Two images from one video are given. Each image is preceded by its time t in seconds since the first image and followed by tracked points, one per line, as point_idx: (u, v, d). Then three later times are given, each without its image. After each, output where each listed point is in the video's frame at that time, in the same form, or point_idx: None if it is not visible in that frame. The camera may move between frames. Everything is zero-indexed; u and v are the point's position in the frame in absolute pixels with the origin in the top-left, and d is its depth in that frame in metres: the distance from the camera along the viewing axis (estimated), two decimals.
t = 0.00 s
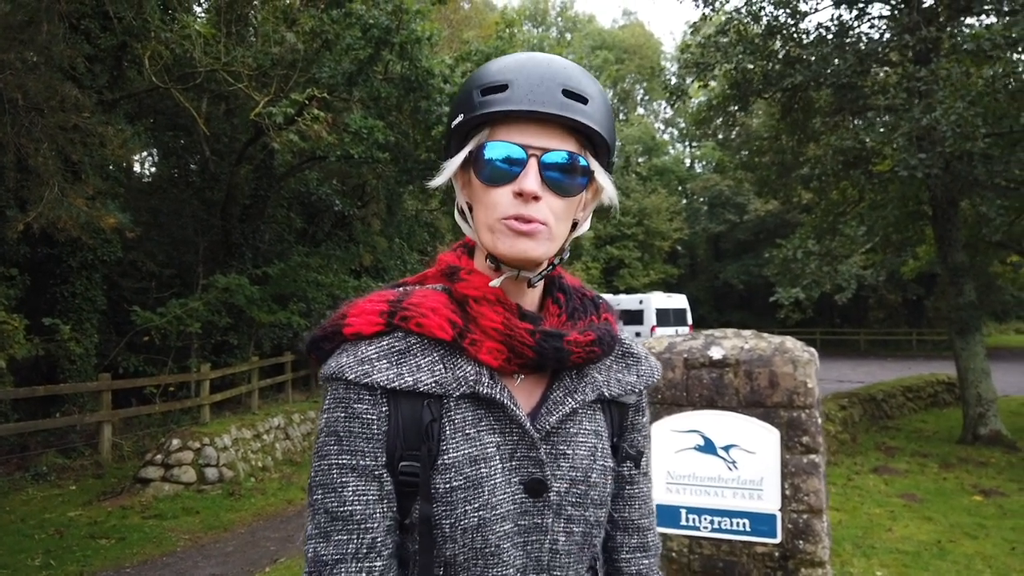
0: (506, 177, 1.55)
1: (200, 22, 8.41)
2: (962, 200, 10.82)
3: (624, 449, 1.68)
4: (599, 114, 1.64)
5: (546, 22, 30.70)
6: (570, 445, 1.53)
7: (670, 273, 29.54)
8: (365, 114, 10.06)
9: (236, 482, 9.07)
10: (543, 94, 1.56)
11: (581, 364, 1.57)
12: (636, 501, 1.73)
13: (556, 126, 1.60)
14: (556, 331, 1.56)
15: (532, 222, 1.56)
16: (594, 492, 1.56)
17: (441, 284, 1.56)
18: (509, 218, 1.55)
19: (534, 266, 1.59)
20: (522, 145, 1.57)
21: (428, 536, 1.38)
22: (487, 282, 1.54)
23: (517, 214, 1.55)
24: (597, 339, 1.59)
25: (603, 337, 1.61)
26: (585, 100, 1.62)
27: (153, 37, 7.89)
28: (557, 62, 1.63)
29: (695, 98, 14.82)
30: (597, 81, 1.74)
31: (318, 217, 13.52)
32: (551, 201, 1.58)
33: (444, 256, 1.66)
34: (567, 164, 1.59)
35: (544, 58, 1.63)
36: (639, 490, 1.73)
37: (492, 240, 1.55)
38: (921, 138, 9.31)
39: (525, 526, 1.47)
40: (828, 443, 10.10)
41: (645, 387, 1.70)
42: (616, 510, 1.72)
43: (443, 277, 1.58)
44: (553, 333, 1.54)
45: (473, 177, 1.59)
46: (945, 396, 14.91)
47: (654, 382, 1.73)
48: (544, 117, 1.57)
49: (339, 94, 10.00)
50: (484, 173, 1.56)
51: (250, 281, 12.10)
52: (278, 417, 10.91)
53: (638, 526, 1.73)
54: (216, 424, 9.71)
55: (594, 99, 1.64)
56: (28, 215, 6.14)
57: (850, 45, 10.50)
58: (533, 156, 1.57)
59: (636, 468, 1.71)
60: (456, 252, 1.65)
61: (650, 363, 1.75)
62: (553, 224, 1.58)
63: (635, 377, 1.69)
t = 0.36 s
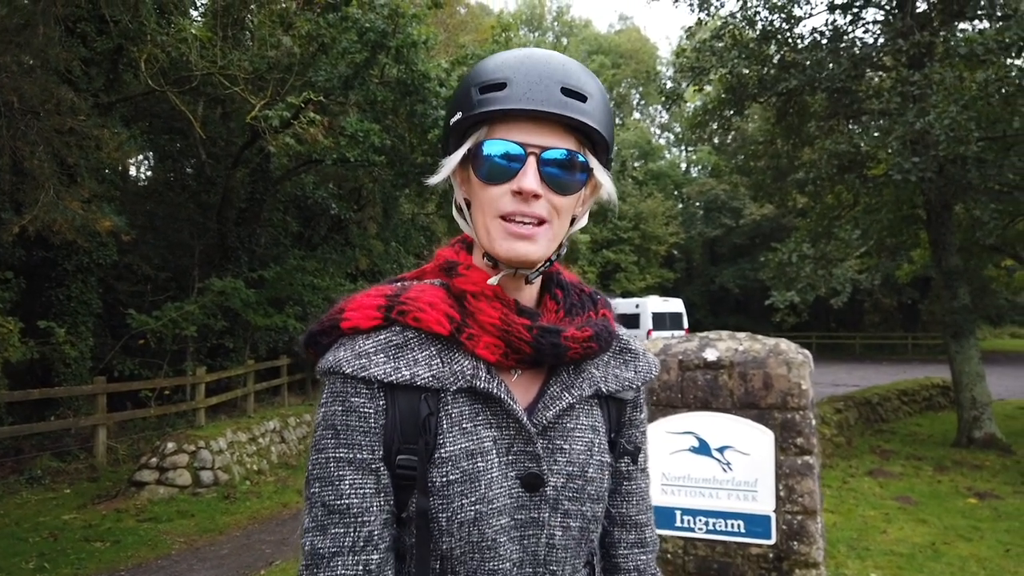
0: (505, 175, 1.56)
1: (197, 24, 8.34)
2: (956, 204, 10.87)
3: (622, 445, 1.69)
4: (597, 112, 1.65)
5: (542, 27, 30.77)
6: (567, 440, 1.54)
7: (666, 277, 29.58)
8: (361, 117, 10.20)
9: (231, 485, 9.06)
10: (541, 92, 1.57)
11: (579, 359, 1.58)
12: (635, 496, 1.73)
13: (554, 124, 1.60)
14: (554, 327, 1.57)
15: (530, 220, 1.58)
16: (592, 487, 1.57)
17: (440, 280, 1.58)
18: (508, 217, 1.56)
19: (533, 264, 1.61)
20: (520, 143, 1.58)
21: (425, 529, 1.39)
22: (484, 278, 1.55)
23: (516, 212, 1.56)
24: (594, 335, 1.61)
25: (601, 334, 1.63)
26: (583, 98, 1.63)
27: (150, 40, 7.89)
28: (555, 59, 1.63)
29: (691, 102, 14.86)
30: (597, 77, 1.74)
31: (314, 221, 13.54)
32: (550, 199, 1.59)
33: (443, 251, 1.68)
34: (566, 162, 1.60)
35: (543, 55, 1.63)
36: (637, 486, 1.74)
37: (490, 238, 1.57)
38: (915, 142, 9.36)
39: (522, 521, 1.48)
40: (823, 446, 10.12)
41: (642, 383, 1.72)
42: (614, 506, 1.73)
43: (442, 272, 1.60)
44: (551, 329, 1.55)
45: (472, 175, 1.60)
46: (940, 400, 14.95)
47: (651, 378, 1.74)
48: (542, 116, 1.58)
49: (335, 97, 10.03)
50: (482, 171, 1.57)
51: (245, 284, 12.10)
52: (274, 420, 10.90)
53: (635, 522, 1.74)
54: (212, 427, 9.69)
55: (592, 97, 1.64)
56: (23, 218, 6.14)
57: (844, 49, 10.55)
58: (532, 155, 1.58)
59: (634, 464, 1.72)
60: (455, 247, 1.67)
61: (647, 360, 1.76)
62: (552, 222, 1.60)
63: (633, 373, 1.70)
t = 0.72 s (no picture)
0: (484, 180, 1.57)
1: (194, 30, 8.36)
2: (951, 210, 10.90)
3: (620, 445, 1.70)
4: (565, 100, 1.64)
5: (539, 33, 30.82)
6: (565, 440, 1.55)
7: (664, 283, 29.61)
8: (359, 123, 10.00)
9: (227, 490, 9.04)
10: (505, 93, 1.56)
11: (575, 359, 1.59)
12: (633, 497, 1.74)
13: (525, 121, 1.60)
14: (549, 327, 1.57)
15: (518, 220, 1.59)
16: (589, 488, 1.58)
17: (435, 280, 1.59)
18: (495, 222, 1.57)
19: (529, 262, 1.62)
20: (494, 146, 1.58)
21: (421, 530, 1.39)
22: (478, 278, 1.56)
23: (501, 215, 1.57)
24: (590, 335, 1.61)
25: (596, 333, 1.63)
26: (549, 90, 1.62)
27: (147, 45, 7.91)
28: (513, 57, 1.62)
29: (687, 108, 14.89)
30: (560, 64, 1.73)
31: (311, 226, 13.55)
32: (533, 196, 1.60)
33: (437, 251, 1.68)
34: (544, 157, 1.60)
35: (501, 55, 1.63)
36: (635, 487, 1.75)
37: (480, 244, 1.58)
38: (911, 147, 9.40)
39: (519, 521, 1.48)
40: (820, 451, 10.12)
41: (639, 383, 1.72)
42: (612, 507, 1.73)
43: (437, 273, 1.60)
44: (546, 329, 1.55)
45: (453, 187, 1.61)
46: (936, 405, 14.96)
47: (649, 378, 1.75)
48: (511, 117, 1.57)
49: (332, 102, 10.05)
50: (461, 182, 1.58)
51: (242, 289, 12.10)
52: (271, 425, 10.88)
53: (635, 523, 1.74)
54: (208, 432, 9.68)
55: (558, 86, 1.63)
56: (19, 223, 6.13)
57: (840, 55, 10.59)
58: (508, 156, 1.58)
59: (633, 464, 1.73)
60: (449, 249, 1.68)
61: (645, 360, 1.77)
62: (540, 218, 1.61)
63: (630, 373, 1.71)
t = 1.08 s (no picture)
0: (480, 181, 1.57)
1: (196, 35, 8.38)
2: (952, 216, 10.91)
3: (624, 441, 1.69)
4: (551, 95, 1.66)
5: (540, 40, 30.88)
6: (567, 436, 1.55)
7: (664, 289, 29.60)
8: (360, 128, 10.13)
9: (228, 496, 9.03)
10: (495, 93, 1.58)
11: (575, 354, 1.58)
12: (639, 492, 1.73)
13: (515, 119, 1.61)
14: (548, 322, 1.57)
15: (518, 218, 1.59)
16: (592, 484, 1.57)
17: (432, 280, 1.59)
18: (496, 222, 1.57)
19: (530, 259, 1.62)
20: (488, 147, 1.59)
21: (422, 529, 1.39)
22: (475, 275, 1.56)
23: (500, 215, 1.58)
24: (589, 329, 1.60)
25: (595, 327, 1.62)
26: (535, 86, 1.64)
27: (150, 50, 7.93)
28: (496, 59, 1.64)
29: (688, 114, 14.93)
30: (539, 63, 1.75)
31: (312, 232, 13.57)
32: (531, 193, 1.60)
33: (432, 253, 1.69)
34: (538, 154, 1.61)
35: (484, 58, 1.64)
36: (641, 482, 1.74)
37: (481, 246, 1.58)
38: (912, 152, 9.41)
39: (521, 518, 1.48)
40: (821, 457, 10.10)
41: (643, 377, 1.71)
42: (618, 503, 1.73)
43: (434, 272, 1.62)
44: (543, 323, 1.54)
45: (449, 192, 1.61)
46: (937, 411, 14.95)
47: (652, 373, 1.74)
48: (503, 116, 1.59)
49: (334, 108, 10.05)
50: (458, 186, 1.58)
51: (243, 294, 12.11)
52: (271, 431, 10.87)
53: (641, 518, 1.74)
54: (209, 437, 9.67)
55: (543, 83, 1.65)
56: (21, 228, 6.14)
57: (840, 62, 10.61)
58: (503, 155, 1.59)
59: (638, 460, 1.72)
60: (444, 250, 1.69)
61: (647, 354, 1.76)
62: (539, 214, 1.61)
63: (632, 368, 1.70)
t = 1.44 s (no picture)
0: (513, 179, 1.55)
1: (198, 41, 8.40)
2: (952, 221, 10.93)
3: (623, 441, 1.69)
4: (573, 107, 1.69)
5: (540, 46, 30.95)
6: (565, 436, 1.54)
7: (664, 294, 29.61)
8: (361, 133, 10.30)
9: (229, 501, 9.02)
10: (532, 95, 1.58)
11: (573, 354, 1.57)
12: (638, 493, 1.73)
13: (545, 122, 1.62)
14: (545, 321, 1.57)
15: (541, 219, 1.58)
16: (591, 484, 1.56)
17: (429, 283, 1.59)
18: (523, 218, 1.56)
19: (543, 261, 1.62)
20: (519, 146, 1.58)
21: (420, 531, 1.39)
22: (472, 277, 1.56)
23: (529, 214, 1.56)
24: (587, 328, 1.60)
25: (593, 326, 1.62)
26: (562, 95, 1.66)
27: (152, 56, 7.96)
28: (528, 62, 1.65)
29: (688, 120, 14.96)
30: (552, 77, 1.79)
31: (313, 237, 13.59)
32: (555, 196, 1.60)
33: (429, 256, 1.69)
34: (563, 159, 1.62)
35: (512, 59, 1.64)
36: (640, 482, 1.73)
37: (504, 241, 1.55)
38: (912, 158, 9.44)
39: (521, 519, 1.47)
40: (822, 463, 10.10)
41: (640, 376, 1.71)
42: (617, 504, 1.72)
43: (430, 276, 1.61)
44: (540, 323, 1.54)
45: (473, 186, 1.57)
46: (938, 417, 14.94)
47: (649, 372, 1.73)
48: (537, 117, 1.59)
49: (335, 114, 10.09)
50: (489, 182, 1.55)
51: (244, 299, 12.12)
52: (272, 436, 10.87)
53: (641, 519, 1.72)
54: (209, 442, 9.66)
55: (567, 93, 1.68)
56: (23, 232, 6.15)
57: (840, 68, 10.65)
58: (532, 155, 1.58)
59: (637, 460, 1.71)
60: (441, 252, 1.68)
61: (644, 355, 1.75)
62: (557, 218, 1.62)
63: (629, 368, 1.70)
